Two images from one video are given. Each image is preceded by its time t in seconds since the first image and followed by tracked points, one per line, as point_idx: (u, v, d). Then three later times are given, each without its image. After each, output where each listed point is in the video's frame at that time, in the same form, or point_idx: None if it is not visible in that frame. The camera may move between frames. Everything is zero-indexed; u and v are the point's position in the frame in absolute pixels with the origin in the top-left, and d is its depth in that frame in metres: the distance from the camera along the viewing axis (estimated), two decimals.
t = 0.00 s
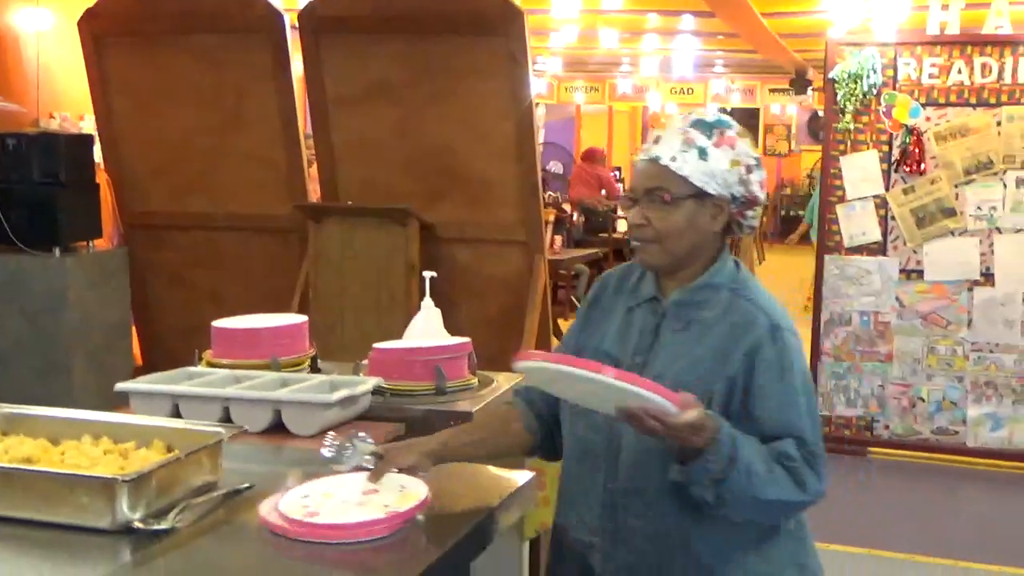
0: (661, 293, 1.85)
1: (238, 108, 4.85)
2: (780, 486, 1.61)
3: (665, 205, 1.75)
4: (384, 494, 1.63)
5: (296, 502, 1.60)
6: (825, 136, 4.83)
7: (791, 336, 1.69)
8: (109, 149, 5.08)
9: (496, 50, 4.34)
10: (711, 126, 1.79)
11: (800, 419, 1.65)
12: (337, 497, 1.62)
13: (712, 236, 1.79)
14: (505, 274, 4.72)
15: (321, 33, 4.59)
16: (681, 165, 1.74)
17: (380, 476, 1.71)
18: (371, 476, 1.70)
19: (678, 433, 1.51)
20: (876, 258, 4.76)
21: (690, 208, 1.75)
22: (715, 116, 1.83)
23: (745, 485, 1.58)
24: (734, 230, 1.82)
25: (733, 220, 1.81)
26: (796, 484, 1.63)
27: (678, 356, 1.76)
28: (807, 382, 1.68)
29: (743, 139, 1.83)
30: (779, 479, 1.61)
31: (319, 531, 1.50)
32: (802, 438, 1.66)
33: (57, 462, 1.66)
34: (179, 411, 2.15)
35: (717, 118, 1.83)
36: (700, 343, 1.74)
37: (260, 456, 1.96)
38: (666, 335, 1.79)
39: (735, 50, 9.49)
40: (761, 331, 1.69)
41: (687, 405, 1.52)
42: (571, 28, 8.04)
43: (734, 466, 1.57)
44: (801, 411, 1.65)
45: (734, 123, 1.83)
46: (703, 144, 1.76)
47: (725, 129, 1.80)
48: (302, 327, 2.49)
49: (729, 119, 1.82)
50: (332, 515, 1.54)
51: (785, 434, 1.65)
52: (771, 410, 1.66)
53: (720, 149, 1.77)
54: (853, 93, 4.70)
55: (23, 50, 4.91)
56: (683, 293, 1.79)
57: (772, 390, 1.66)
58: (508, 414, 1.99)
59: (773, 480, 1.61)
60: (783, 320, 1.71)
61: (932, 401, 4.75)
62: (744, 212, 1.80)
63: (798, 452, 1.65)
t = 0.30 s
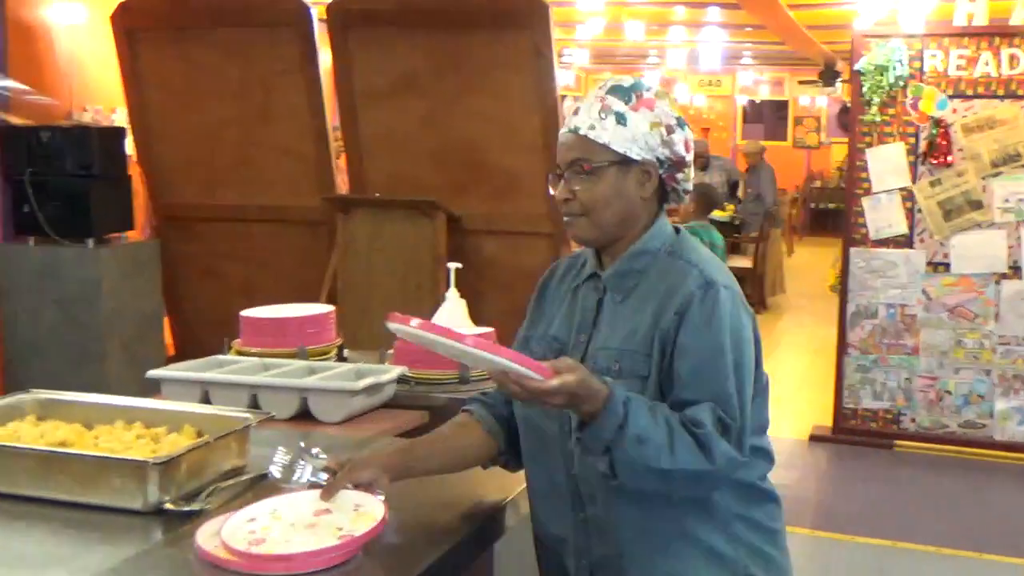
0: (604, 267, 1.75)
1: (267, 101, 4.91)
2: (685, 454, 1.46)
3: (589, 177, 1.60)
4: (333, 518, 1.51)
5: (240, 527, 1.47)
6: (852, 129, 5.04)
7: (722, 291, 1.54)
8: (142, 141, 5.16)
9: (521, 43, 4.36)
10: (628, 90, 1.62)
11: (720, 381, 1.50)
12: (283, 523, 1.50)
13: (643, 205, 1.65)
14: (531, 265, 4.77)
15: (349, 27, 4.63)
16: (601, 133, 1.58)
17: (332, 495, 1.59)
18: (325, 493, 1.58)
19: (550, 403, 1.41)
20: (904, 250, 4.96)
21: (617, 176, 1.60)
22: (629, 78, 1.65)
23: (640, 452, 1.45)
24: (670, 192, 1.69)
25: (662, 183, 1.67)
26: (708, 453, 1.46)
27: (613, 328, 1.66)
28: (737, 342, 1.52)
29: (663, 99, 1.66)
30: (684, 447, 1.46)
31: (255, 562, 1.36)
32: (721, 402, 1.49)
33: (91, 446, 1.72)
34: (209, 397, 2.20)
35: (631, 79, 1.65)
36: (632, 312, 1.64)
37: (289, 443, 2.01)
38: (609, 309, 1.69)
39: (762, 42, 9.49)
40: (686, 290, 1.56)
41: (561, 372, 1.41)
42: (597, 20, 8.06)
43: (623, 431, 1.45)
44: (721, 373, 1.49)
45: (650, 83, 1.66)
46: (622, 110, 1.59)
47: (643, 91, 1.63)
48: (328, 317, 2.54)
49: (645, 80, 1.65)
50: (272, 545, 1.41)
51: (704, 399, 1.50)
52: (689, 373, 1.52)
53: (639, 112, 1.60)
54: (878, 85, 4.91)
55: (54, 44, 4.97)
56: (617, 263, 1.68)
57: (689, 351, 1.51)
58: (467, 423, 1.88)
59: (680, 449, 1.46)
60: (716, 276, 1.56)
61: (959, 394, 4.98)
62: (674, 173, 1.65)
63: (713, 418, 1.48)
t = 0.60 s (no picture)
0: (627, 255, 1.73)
1: (353, 97, 5.01)
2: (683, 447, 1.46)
3: (603, 168, 1.58)
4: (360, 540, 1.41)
5: (255, 545, 1.40)
6: (941, 126, 4.99)
7: (740, 279, 1.52)
8: (233, 137, 5.31)
9: (603, 39, 4.39)
10: (641, 74, 1.58)
11: (729, 373, 1.48)
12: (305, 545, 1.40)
13: (662, 191, 1.62)
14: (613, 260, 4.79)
15: (433, 24, 4.71)
16: (612, 122, 1.55)
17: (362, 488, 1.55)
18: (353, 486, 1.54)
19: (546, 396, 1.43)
20: (993, 250, 4.88)
21: (631, 164, 1.57)
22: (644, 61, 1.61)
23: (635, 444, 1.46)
24: (693, 174, 1.64)
25: (684, 167, 1.63)
26: (707, 448, 1.46)
27: (631, 315, 1.64)
28: (751, 334, 1.50)
29: (680, 79, 1.60)
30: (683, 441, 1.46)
31: None
32: (727, 396, 1.48)
33: (180, 427, 1.80)
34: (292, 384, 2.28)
35: (647, 62, 1.61)
36: (650, 300, 1.62)
37: (369, 427, 2.08)
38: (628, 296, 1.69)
39: (852, 38, 9.37)
40: (704, 277, 1.55)
41: (547, 369, 1.44)
42: (682, 16, 8.05)
43: (617, 424, 1.46)
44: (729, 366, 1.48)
45: (666, 64, 1.60)
46: (632, 96, 1.56)
47: (654, 76, 1.58)
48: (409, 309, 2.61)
49: (659, 62, 1.60)
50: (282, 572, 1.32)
51: (713, 391, 1.49)
52: (699, 365, 1.51)
53: (649, 98, 1.56)
54: (967, 81, 4.87)
55: (152, 42, 5.15)
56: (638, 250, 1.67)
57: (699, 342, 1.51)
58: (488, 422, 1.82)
59: (679, 443, 1.46)
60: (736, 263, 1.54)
61: None
62: (692, 158, 1.60)
63: (718, 413, 1.47)
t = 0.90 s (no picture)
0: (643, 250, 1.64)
1: (420, 88, 5.09)
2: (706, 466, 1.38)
3: (613, 172, 1.50)
4: (405, 513, 1.49)
5: (309, 512, 1.47)
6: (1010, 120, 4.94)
7: (737, 287, 1.43)
8: (304, 126, 5.43)
9: (668, 31, 4.40)
10: (646, 72, 1.48)
11: (736, 388, 1.39)
12: (355, 514, 1.48)
13: (677, 191, 1.51)
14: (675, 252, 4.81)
15: (500, 16, 4.77)
16: (618, 126, 1.47)
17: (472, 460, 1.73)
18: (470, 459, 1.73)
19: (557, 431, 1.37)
20: None
21: (641, 167, 1.48)
22: (653, 55, 1.51)
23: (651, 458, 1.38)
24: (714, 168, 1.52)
25: (700, 163, 1.51)
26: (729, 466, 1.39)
27: (632, 316, 1.56)
28: (758, 344, 1.41)
29: (689, 72, 1.49)
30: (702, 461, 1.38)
31: (318, 549, 1.34)
32: (745, 407, 1.39)
33: (243, 400, 1.89)
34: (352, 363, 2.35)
35: (656, 56, 1.51)
36: (648, 304, 1.54)
37: (425, 406, 2.14)
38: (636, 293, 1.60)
39: (926, 30, 9.25)
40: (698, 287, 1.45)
41: (555, 401, 1.37)
42: (752, 9, 8.02)
43: (638, 447, 1.38)
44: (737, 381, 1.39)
45: (674, 57, 1.50)
46: (636, 97, 1.47)
47: (661, 72, 1.48)
48: (468, 294, 2.68)
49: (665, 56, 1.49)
50: (335, 539, 1.38)
51: (720, 405, 1.40)
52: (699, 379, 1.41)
53: (653, 98, 1.46)
54: None
55: (227, 33, 5.27)
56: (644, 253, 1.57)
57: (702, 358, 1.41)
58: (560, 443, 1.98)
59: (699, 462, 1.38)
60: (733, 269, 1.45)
61: None
62: (706, 153, 1.48)
63: (740, 425, 1.39)
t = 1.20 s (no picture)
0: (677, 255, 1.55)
1: (469, 80, 5.15)
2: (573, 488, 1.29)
3: (614, 177, 1.44)
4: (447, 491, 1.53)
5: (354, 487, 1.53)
6: None
7: (689, 310, 1.30)
8: (354, 118, 5.51)
9: (716, 24, 4.41)
10: (651, 74, 1.41)
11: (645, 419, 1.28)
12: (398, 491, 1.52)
13: (676, 200, 1.42)
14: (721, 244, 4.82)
15: (549, 9, 4.82)
16: (619, 128, 1.41)
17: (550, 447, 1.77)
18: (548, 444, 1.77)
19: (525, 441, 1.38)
20: None
21: (635, 175, 1.42)
22: (667, 55, 1.43)
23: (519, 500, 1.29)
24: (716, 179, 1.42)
25: (698, 173, 1.42)
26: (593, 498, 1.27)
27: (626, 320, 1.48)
28: (686, 379, 1.28)
29: (695, 77, 1.40)
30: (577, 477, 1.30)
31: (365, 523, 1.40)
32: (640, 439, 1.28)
33: (292, 382, 1.96)
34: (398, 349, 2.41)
35: (669, 57, 1.42)
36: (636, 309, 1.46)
37: (467, 391, 2.20)
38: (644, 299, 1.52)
39: (982, 24, 9.14)
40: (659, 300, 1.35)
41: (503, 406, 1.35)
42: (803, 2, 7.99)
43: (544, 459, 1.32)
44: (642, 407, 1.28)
45: (687, 60, 1.40)
46: (636, 101, 1.41)
47: (667, 75, 1.40)
48: (512, 283, 2.72)
49: (674, 58, 1.40)
50: (301, 518, 1.39)
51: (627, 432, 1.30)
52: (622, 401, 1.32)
53: (649, 104, 1.39)
54: None
55: (280, 25, 5.36)
56: (648, 256, 1.48)
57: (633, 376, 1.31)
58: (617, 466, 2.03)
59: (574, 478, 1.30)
60: (696, 290, 1.33)
61: None
62: (697, 165, 1.39)
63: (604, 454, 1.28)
